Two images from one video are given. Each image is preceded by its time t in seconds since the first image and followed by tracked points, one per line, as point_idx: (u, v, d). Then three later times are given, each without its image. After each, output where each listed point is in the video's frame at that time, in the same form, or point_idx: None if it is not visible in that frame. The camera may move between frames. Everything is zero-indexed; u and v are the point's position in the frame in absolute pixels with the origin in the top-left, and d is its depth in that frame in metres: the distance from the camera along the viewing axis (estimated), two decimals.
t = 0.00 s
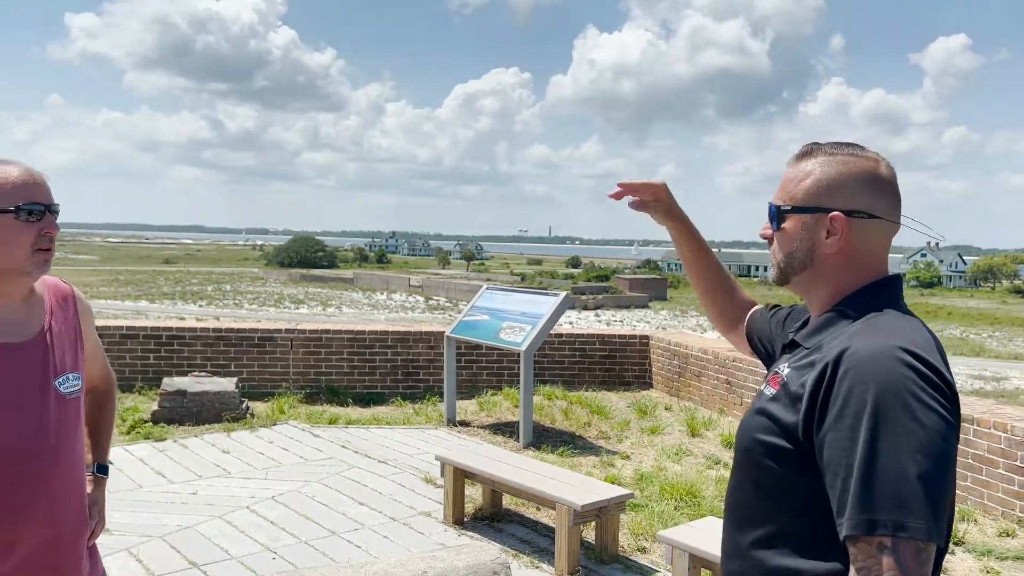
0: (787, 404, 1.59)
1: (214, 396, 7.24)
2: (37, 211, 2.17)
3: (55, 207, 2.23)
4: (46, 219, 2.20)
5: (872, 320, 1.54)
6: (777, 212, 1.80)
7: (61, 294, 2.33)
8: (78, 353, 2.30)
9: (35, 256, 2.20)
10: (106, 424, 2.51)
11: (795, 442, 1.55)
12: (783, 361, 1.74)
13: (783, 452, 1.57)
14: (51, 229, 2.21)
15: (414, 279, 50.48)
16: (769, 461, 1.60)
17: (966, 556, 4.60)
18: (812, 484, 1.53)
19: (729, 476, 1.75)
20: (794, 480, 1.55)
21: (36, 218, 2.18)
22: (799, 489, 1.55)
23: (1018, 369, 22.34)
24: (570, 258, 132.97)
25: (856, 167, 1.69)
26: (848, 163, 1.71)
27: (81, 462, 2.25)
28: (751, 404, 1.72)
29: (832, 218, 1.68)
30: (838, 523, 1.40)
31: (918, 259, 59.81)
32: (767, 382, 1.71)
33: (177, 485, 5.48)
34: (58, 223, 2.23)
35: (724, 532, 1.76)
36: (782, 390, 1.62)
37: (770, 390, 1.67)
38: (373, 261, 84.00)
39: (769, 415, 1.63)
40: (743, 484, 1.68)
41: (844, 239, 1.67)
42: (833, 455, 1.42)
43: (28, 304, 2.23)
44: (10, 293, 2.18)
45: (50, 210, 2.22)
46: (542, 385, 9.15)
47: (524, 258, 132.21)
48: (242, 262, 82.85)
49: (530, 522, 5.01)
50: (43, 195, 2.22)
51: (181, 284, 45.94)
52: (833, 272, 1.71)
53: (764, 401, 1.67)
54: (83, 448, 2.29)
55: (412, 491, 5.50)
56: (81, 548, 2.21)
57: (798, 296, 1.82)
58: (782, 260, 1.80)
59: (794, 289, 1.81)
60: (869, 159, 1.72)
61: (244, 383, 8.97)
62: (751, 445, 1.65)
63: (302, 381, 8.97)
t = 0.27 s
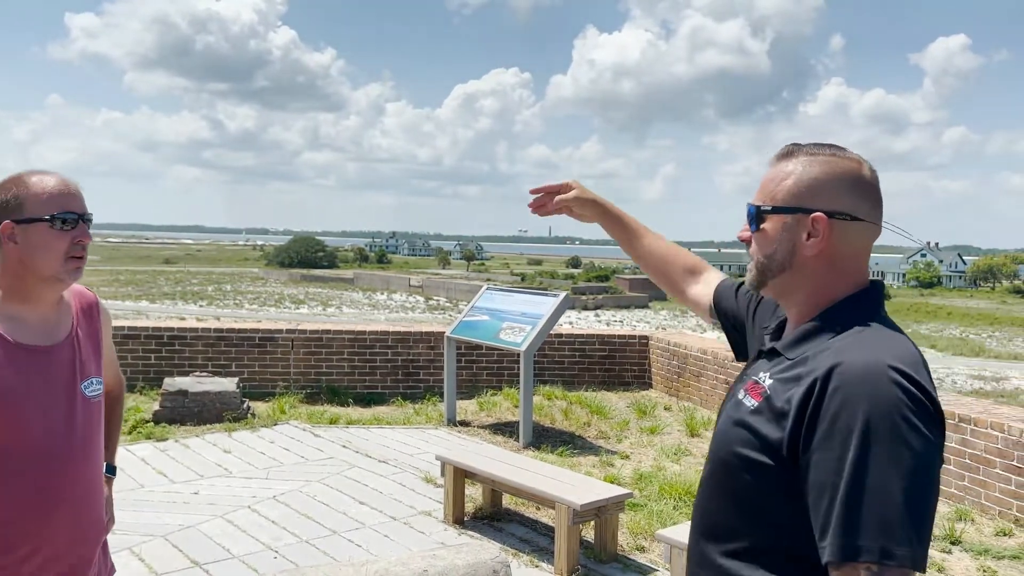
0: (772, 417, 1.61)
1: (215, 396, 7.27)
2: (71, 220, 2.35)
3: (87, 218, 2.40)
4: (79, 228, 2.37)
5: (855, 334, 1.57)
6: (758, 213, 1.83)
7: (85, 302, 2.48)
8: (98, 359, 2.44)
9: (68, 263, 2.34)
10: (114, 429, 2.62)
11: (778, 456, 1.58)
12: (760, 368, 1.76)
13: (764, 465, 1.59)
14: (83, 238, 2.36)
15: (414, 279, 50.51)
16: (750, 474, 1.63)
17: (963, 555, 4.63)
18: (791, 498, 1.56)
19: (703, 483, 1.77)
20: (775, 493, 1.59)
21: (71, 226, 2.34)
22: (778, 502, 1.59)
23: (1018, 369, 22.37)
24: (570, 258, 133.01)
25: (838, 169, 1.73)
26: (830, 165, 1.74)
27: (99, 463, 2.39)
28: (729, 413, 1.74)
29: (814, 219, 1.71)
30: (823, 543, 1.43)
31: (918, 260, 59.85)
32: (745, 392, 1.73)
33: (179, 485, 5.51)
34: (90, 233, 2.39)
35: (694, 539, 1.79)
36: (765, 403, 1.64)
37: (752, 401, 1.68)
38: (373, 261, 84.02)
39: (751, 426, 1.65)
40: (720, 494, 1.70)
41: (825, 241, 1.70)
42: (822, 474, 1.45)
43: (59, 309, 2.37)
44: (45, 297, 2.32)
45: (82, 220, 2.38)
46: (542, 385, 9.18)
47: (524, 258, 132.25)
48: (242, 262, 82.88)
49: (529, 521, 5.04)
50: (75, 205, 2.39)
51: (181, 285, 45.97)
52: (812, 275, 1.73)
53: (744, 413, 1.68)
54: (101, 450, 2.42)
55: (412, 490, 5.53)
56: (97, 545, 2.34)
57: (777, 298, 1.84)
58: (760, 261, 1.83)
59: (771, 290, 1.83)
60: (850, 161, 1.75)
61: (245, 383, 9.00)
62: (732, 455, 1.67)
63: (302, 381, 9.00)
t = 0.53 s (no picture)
0: (774, 421, 1.62)
1: (216, 396, 7.29)
2: (77, 220, 2.37)
3: (93, 218, 2.43)
4: (86, 228, 2.39)
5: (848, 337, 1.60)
6: (735, 208, 1.84)
7: (79, 304, 2.52)
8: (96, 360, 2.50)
9: (75, 264, 2.37)
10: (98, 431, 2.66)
11: (781, 460, 1.59)
12: (747, 370, 1.77)
13: (767, 468, 1.61)
14: (89, 238, 2.40)
15: (415, 279, 50.52)
16: (752, 480, 1.63)
17: (962, 554, 4.65)
18: (795, 500, 1.58)
19: (696, 488, 1.77)
20: (779, 497, 1.60)
21: (77, 227, 2.37)
22: (782, 505, 1.60)
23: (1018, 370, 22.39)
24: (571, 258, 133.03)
25: (817, 168, 1.75)
26: (810, 163, 1.77)
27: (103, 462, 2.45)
28: (722, 418, 1.74)
29: (795, 218, 1.73)
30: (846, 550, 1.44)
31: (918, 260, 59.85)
32: (737, 395, 1.73)
33: (180, 484, 5.53)
34: (97, 233, 2.42)
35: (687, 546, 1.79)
36: (765, 407, 1.65)
37: (748, 405, 1.69)
38: (374, 261, 84.05)
39: (750, 432, 1.65)
40: (718, 500, 1.70)
41: (805, 240, 1.73)
42: (837, 479, 1.46)
43: (62, 311, 2.40)
44: (52, 296, 2.35)
45: (88, 220, 2.41)
46: (542, 385, 9.20)
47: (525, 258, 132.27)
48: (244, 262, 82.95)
49: (530, 520, 5.05)
50: (82, 205, 2.41)
51: (182, 285, 46.02)
52: (790, 272, 1.77)
53: (741, 418, 1.69)
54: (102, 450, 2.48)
55: (413, 489, 5.55)
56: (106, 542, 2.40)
57: (748, 294, 1.87)
58: (737, 257, 1.85)
59: (747, 286, 1.86)
60: (828, 160, 1.78)
61: (246, 383, 9.02)
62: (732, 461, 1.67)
63: (303, 380, 9.02)
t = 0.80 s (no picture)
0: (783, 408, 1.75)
1: (219, 395, 7.31)
2: (72, 216, 2.37)
3: (87, 213, 2.43)
4: (81, 224, 2.39)
5: (853, 338, 1.73)
6: (719, 211, 1.97)
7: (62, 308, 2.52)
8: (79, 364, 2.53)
9: (72, 260, 2.37)
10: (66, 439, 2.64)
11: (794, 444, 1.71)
12: (734, 365, 1.89)
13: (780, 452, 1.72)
14: (85, 233, 2.40)
15: (416, 279, 50.46)
16: (765, 467, 1.73)
17: (963, 553, 4.66)
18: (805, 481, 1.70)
19: (698, 482, 1.84)
20: (789, 480, 1.71)
21: (72, 223, 2.37)
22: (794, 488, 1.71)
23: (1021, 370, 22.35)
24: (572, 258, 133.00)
25: (782, 175, 1.99)
26: (774, 170, 1.99)
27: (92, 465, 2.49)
28: (725, 412, 1.84)
29: (777, 219, 1.94)
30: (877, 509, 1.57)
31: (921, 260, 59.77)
32: (734, 390, 1.85)
33: (184, 483, 5.55)
34: (91, 229, 2.43)
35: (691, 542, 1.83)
36: (769, 396, 1.78)
37: (750, 395, 1.81)
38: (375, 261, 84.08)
39: (765, 427, 1.75)
40: (727, 490, 1.78)
41: (784, 239, 1.94)
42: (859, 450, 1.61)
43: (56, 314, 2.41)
44: (49, 294, 2.35)
45: (82, 216, 2.41)
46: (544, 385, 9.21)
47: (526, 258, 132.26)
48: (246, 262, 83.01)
49: (532, 519, 5.07)
50: (75, 201, 2.41)
51: (184, 285, 46.08)
52: (766, 269, 1.97)
53: (746, 408, 1.80)
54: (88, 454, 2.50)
55: (416, 488, 5.57)
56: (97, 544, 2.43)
57: (718, 290, 2.00)
58: (719, 256, 1.97)
59: (722, 284, 1.99)
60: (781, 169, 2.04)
61: (249, 383, 9.04)
62: (746, 454, 1.76)
63: (306, 380, 9.04)
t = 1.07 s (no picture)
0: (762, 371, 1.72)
1: (223, 395, 7.34)
2: (66, 217, 2.24)
3: (82, 213, 2.30)
4: (75, 226, 2.26)
5: (818, 297, 1.76)
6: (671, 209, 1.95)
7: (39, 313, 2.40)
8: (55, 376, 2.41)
9: (66, 264, 2.25)
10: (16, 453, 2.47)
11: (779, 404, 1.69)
12: (703, 344, 1.86)
13: (767, 415, 1.69)
14: (80, 236, 2.27)
15: (418, 279, 50.51)
16: (754, 433, 1.69)
17: (966, 553, 4.68)
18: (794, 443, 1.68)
19: (684, 459, 1.78)
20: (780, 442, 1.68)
21: (67, 225, 2.24)
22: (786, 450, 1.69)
23: None
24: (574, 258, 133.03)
25: (727, 174, 2.00)
26: (718, 171, 2.00)
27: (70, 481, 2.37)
28: (705, 386, 1.78)
29: (726, 215, 1.94)
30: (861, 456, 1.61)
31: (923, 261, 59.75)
32: (709, 364, 1.80)
33: (190, 482, 5.58)
34: (87, 230, 2.29)
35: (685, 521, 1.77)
36: (747, 362, 1.75)
37: (725, 366, 1.77)
38: (377, 261, 84.18)
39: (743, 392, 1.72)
40: (718, 464, 1.72)
41: (732, 233, 1.95)
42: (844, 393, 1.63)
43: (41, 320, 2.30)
44: (43, 298, 2.25)
45: (77, 217, 2.28)
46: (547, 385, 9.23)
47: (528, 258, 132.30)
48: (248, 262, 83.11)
49: (536, 518, 5.09)
50: (69, 201, 2.29)
51: (187, 285, 46.21)
52: (719, 263, 1.96)
53: (725, 379, 1.76)
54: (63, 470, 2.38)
55: (421, 488, 5.59)
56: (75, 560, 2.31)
57: (677, 285, 1.97)
58: (675, 253, 1.94)
59: (680, 279, 1.96)
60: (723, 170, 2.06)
61: (253, 383, 9.07)
62: (731, 422, 1.71)
63: (310, 380, 9.06)
